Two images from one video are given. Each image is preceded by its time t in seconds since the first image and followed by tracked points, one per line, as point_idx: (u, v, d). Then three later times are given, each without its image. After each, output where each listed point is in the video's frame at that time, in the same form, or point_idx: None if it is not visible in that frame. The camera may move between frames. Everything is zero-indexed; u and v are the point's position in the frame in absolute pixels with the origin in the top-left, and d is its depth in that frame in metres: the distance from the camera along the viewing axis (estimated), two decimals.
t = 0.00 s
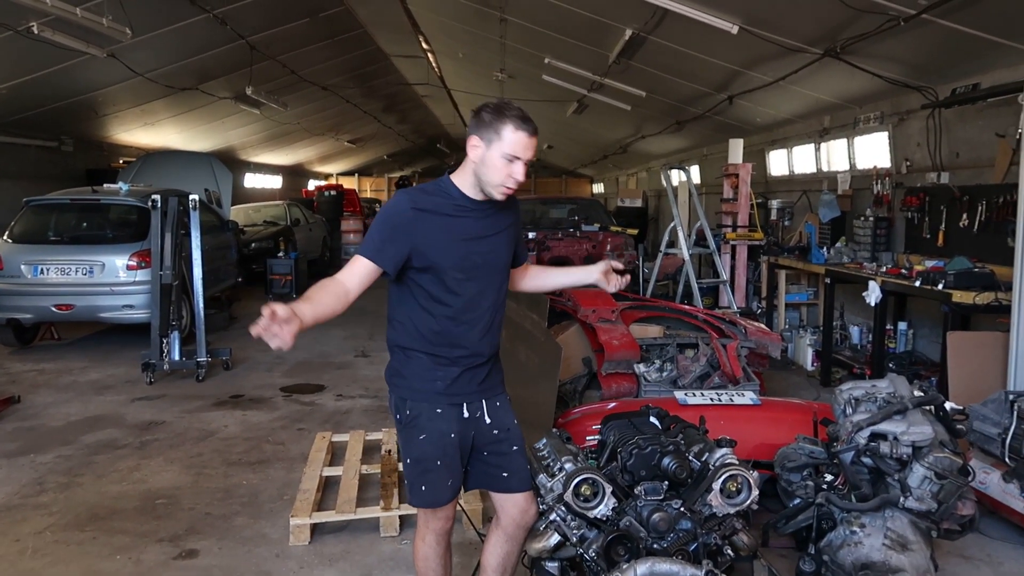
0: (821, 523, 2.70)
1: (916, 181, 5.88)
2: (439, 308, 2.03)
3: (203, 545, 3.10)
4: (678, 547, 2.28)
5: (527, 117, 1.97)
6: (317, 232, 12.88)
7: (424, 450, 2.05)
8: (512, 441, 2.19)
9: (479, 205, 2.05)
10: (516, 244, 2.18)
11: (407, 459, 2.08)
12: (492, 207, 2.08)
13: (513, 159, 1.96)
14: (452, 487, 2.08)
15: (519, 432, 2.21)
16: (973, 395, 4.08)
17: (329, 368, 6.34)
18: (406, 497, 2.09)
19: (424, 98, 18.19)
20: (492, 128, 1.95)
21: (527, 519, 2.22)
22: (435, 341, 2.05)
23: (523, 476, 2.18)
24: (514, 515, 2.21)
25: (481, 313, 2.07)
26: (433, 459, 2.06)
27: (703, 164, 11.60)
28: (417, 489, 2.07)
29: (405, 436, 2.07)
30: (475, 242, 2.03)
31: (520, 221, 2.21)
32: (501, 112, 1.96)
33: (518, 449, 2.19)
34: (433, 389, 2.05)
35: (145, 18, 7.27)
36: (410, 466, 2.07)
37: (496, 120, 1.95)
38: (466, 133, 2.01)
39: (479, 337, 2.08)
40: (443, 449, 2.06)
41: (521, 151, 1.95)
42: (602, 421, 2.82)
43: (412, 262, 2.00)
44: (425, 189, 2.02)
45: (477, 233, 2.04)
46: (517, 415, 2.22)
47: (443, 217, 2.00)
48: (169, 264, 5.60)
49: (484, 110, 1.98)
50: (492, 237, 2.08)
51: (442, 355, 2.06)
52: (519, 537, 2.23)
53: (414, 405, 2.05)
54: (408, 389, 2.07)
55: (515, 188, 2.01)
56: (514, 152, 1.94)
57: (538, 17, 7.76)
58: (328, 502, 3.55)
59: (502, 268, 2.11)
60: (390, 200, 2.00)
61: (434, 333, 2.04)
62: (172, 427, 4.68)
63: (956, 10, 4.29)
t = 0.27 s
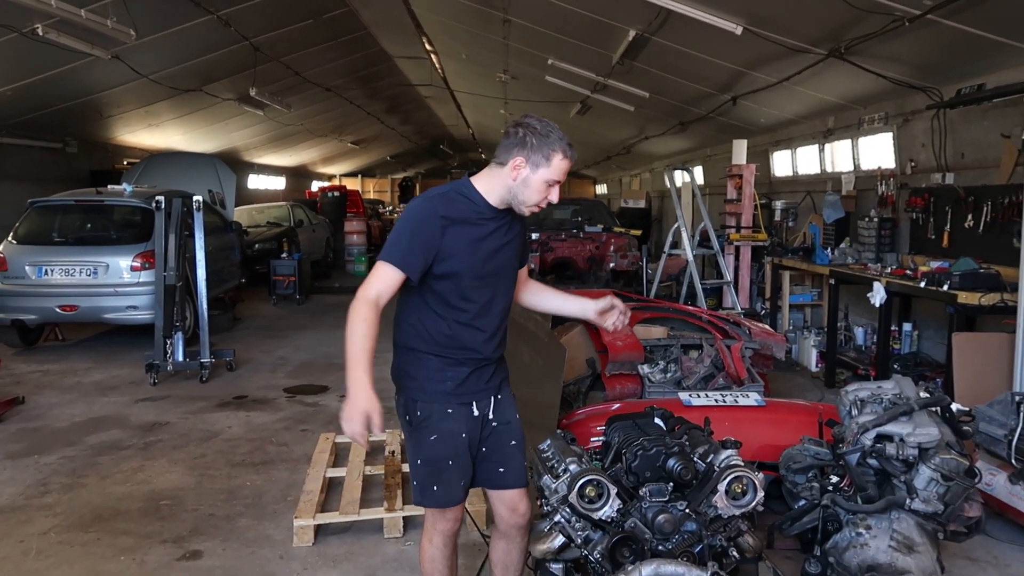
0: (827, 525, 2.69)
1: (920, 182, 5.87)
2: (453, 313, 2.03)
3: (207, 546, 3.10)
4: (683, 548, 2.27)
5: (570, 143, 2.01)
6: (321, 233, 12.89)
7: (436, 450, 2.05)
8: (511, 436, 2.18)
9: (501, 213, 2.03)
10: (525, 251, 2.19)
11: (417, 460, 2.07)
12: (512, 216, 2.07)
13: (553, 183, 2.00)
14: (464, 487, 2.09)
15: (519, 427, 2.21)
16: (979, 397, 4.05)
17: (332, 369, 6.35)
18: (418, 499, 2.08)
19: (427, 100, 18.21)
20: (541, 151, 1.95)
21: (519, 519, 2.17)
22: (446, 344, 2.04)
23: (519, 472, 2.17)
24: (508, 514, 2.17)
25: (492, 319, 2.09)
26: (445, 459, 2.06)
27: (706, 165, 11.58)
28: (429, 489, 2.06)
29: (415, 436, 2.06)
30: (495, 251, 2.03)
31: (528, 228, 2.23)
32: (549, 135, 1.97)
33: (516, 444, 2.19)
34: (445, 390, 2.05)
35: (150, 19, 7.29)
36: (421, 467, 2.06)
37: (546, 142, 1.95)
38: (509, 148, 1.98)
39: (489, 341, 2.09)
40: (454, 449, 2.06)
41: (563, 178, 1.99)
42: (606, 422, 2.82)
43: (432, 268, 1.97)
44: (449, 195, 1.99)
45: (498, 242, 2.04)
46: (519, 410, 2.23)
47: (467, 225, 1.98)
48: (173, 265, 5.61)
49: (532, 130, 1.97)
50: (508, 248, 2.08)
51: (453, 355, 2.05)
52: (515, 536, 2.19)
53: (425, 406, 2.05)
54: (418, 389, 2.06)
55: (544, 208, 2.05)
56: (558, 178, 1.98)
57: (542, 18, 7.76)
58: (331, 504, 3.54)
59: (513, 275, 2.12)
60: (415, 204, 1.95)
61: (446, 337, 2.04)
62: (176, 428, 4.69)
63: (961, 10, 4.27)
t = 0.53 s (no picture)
0: (829, 524, 2.66)
1: (921, 181, 5.86)
2: (470, 308, 2.01)
3: (208, 548, 3.10)
4: (685, 549, 2.28)
5: (563, 113, 1.98)
6: (322, 234, 12.89)
7: (445, 449, 2.04)
8: (519, 436, 2.19)
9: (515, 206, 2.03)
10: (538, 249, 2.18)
11: (427, 457, 2.07)
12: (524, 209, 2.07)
13: (544, 148, 1.95)
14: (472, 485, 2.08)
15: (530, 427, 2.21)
16: (981, 396, 4.05)
17: (333, 369, 6.34)
18: (426, 496, 2.08)
19: (428, 100, 18.21)
20: (526, 118, 1.95)
21: (512, 514, 2.22)
22: (463, 339, 2.03)
23: (523, 471, 2.19)
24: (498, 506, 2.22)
25: (507, 315, 2.08)
26: (454, 457, 2.05)
27: (707, 165, 11.57)
28: (437, 486, 2.06)
29: (426, 434, 2.06)
30: (513, 244, 2.02)
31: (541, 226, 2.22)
32: (538, 104, 1.97)
33: (524, 444, 2.19)
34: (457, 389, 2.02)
35: (150, 21, 7.29)
36: (430, 464, 2.06)
37: (533, 110, 1.96)
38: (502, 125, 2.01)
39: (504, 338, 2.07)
40: (463, 448, 2.04)
41: (554, 142, 1.94)
42: (607, 421, 2.82)
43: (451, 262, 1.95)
44: (467, 187, 1.97)
45: (514, 235, 2.03)
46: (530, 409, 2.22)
47: (486, 217, 1.96)
48: (174, 266, 5.61)
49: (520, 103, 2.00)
50: (524, 243, 2.07)
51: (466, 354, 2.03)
52: (508, 532, 2.23)
53: (436, 404, 2.03)
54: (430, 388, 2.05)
55: (542, 179, 1.98)
56: (546, 141, 1.93)
57: (542, 18, 7.75)
58: (333, 505, 3.54)
59: (527, 273, 2.10)
60: (434, 196, 1.92)
61: (460, 334, 2.02)
62: (177, 429, 4.68)
63: (963, 9, 4.27)
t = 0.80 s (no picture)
0: (829, 525, 2.67)
1: (921, 181, 5.87)
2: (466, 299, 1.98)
3: (208, 547, 3.09)
4: (685, 549, 2.28)
5: (556, 100, 1.96)
6: (321, 233, 12.88)
7: (447, 446, 2.04)
8: (526, 440, 2.18)
9: (517, 198, 2.01)
10: (553, 244, 2.11)
11: (430, 454, 2.07)
12: (530, 202, 2.04)
13: (538, 138, 1.93)
14: (476, 486, 2.07)
15: (536, 432, 2.20)
16: (981, 396, 4.04)
17: (333, 369, 6.34)
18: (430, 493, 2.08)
19: (428, 99, 18.20)
20: (518, 111, 1.95)
21: (512, 514, 2.25)
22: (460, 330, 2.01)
23: (529, 477, 2.20)
24: (498, 507, 2.24)
25: (511, 307, 2.02)
26: (455, 456, 2.04)
27: (707, 164, 11.56)
28: (441, 485, 2.05)
29: (428, 430, 2.07)
30: (510, 233, 1.99)
31: (560, 222, 2.15)
32: (528, 95, 1.96)
33: (531, 449, 2.19)
34: (457, 385, 2.03)
35: (150, 19, 7.28)
36: (434, 461, 2.06)
37: (523, 101, 1.95)
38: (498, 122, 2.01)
39: (507, 332, 2.03)
40: (464, 446, 2.04)
41: (546, 130, 1.92)
42: (607, 421, 2.81)
43: (442, 250, 1.97)
44: (464, 179, 2.01)
45: (513, 226, 1.99)
46: (538, 415, 2.20)
47: (479, 206, 1.97)
48: (174, 265, 5.60)
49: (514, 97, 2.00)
50: (527, 232, 2.01)
51: (468, 350, 2.02)
52: (508, 532, 2.25)
53: (438, 399, 2.04)
54: (432, 382, 2.06)
55: (542, 169, 1.96)
56: (539, 130, 1.92)
57: (542, 17, 7.75)
58: (332, 504, 3.54)
59: (534, 266, 2.04)
60: (429, 186, 1.98)
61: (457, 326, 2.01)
62: (177, 428, 4.68)
63: (963, 9, 4.27)
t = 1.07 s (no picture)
0: (828, 522, 2.68)
1: (921, 179, 5.87)
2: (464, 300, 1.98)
3: (208, 546, 3.10)
4: (684, 546, 2.27)
5: (535, 92, 1.96)
6: (321, 232, 12.87)
7: (439, 445, 2.04)
8: (524, 441, 2.17)
9: (509, 194, 2.01)
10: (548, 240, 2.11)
11: (422, 453, 2.07)
12: (522, 199, 2.04)
13: (521, 130, 1.93)
14: (466, 487, 2.07)
15: (535, 433, 2.19)
16: (980, 394, 4.05)
17: (332, 368, 6.34)
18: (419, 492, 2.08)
19: (427, 98, 18.18)
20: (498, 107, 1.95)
21: (507, 513, 2.25)
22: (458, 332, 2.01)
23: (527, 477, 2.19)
24: (495, 507, 2.25)
25: (509, 306, 2.02)
26: (447, 456, 2.04)
27: (706, 163, 11.56)
28: (429, 484, 2.06)
29: (422, 430, 2.06)
30: (505, 231, 1.99)
31: (554, 217, 2.16)
32: (506, 89, 1.96)
33: (528, 450, 2.18)
34: (453, 385, 2.02)
35: (148, 19, 7.28)
36: (425, 460, 2.06)
37: (502, 95, 1.95)
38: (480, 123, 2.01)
39: (504, 330, 2.03)
40: (456, 447, 2.04)
41: (526, 122, 1.92)
42: (607, 419, 2.81)
43: (435, 250, 1.96)
44: (453, 178, 1.99)
45: (508, 223, 1.99)
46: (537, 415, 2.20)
47: (473, 205, 1.96)
48: (173, 264, 5.60)
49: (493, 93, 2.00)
50: (523, 230, 2.01)
51: (464, 350, 2.02)
52: (505, 531, 2.27)
53: (433, 399, 2.04)
54: (429, 384, 2.05)
55: (528, 164, 1.95)
56: (518, 121, 1.91)
57: (541, 16, 7.75)
58: (332, 503, 3.54)
59: (531, 264, 2.04)
60: (419, 188, 1.97)
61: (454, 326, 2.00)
62: (177, 427, 4.68)
63: (962, 7, 4.27)
